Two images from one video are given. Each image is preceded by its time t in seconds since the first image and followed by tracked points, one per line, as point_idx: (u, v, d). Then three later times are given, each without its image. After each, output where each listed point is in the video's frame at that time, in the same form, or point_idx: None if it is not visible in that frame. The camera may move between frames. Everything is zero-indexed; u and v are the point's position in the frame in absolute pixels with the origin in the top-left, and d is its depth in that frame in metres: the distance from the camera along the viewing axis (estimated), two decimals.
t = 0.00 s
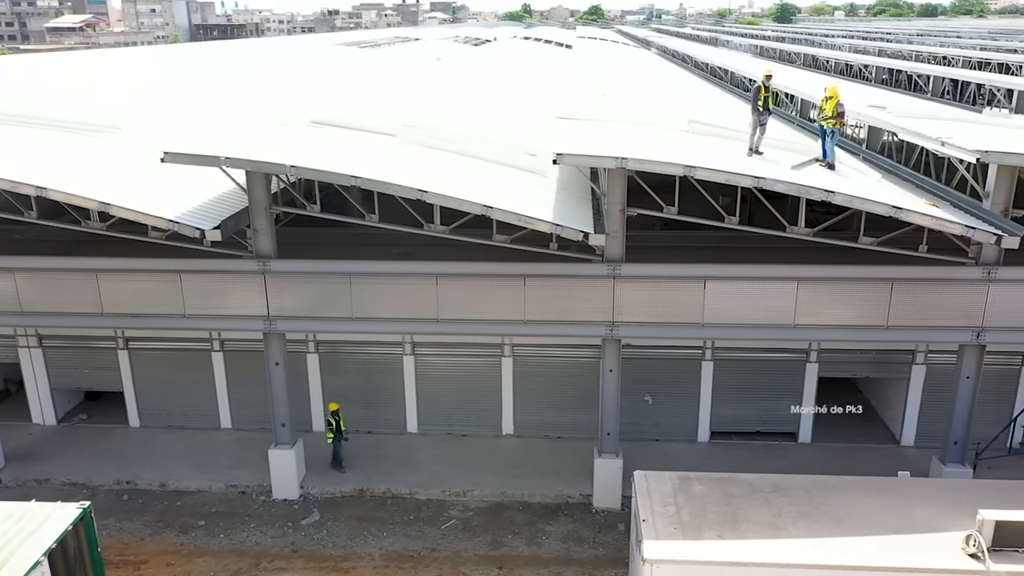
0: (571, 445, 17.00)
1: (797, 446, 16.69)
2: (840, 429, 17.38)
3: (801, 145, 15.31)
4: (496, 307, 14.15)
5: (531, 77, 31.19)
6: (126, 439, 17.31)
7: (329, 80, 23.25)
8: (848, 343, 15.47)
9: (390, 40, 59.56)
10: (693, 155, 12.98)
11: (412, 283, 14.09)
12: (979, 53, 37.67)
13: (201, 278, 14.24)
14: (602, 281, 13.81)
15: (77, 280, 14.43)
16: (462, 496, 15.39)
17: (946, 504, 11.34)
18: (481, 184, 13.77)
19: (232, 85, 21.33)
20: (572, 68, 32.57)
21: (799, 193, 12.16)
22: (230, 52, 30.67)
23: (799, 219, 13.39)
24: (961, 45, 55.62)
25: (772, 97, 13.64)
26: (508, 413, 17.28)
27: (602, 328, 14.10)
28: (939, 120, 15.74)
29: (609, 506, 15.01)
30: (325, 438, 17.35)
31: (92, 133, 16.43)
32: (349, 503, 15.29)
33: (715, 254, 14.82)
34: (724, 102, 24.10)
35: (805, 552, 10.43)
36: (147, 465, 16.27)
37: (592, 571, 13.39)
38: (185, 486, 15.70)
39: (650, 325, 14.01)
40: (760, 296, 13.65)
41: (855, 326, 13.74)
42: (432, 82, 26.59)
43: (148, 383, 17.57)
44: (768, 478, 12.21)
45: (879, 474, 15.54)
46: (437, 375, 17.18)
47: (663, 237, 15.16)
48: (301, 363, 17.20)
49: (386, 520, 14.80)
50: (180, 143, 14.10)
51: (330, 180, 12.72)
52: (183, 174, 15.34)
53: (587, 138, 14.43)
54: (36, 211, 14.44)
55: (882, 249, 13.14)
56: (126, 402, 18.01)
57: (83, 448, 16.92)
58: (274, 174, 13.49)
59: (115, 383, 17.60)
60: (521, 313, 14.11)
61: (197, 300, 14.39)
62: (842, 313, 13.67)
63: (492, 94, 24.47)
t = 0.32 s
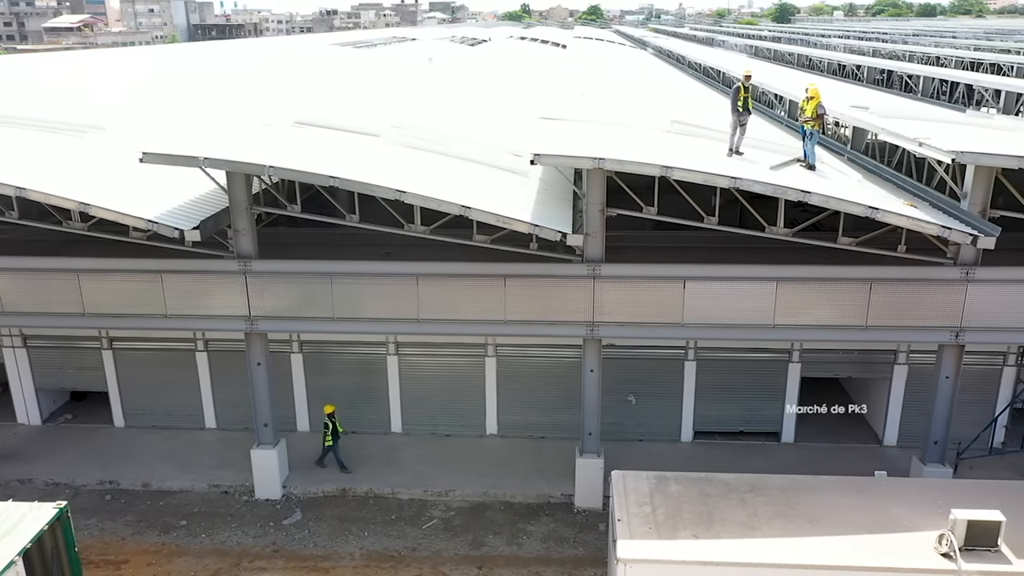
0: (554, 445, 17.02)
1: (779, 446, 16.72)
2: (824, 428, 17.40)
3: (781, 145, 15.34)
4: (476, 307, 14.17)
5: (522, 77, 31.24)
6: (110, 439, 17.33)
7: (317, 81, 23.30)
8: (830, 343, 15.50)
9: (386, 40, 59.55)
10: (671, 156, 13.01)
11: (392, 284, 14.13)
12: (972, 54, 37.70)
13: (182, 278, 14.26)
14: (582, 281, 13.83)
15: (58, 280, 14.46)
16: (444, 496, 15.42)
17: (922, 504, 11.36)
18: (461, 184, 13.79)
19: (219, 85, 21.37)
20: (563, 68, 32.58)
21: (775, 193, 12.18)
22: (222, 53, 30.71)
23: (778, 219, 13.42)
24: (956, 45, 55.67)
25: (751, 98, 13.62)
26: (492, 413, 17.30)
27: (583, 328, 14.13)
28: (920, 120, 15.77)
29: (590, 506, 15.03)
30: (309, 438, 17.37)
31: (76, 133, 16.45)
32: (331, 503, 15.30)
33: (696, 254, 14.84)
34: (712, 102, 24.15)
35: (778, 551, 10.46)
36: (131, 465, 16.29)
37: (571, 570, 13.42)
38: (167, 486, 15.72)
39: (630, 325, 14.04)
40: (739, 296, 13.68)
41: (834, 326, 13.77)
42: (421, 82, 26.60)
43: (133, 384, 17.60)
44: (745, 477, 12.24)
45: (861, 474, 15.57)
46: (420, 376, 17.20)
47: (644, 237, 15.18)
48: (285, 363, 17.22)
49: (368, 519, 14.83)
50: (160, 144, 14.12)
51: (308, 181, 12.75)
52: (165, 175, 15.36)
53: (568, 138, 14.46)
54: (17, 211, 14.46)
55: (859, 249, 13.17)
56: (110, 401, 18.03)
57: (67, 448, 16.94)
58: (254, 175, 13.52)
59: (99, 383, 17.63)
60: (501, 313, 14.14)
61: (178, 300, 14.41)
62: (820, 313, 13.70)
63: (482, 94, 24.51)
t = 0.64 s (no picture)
0: (538, 445, 17.05)
1: (762, 446, 16.75)
2: (807, 428, 17.43)
3: (763, 145, 15.37)
4: (456, 306, 14.20)
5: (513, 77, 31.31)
6: (94, 438, 17.35)
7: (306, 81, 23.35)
8: (812, 343, 15.53)
9: (387, 39, 59.39)
10: (649, 156, 13.04)
11: (372, 284, 14.16)
12: (964, 54, 37.77)
13: (163, 278, 14.29)
14: (562, 281, 13.86)
15: (39, 280, 14.48)
16: (426, 495, 15.44)
17: (896, 504, 11.39)
18: (441, 184, 13.82)
19: (206, 85, 21.41)
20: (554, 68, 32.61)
21: (752, 193, 12.22)
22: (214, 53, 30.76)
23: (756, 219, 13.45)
24: (950, 45, 55.74)
25: (730, 99, 13.65)
26: (476, 413, 17.33)
27: (563, 328, 14.16)
28: (900, 121, 15.81)
29: (571, 506, 15.07)
30: (293, 438, 17.39)
31: (59, 134, 16.48)
32: (312, 503, 15.32)
33: (677, 255, 14.86)
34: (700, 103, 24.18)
35: (750, 550, 10.49)
36: (114, 465, 16.31)
37: (550, 569, 13.45)
38: (150, 486, 15.74)
39: (610, 325, 14.07)
40: (718, 296, 13.71)
41: (812, 326, 13.80)
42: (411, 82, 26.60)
43: (117, 383, 17.62)
44: (721, 476, 12.27)
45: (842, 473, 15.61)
46: (404, 375, 17.23)
47: (625, 237, 15.21)
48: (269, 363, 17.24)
49: (349, 519, 14.85)
50: (141, 144, 14.14)
51: (287, 181, 12.78)
52: (147, 174, 15.38)
53: (548, 138, 14.48)
54: None
55: (837, 249, 13.19)
56: (95, 401, 18.04)
57: (51, 447, 16.96)
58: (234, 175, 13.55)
59: (84, 383, 17.65)
60: (481, 313, 14.17)
61: (159, 300, 14.44)
62: (799, 313, 13.72)
63: (470, 94, 24.56)
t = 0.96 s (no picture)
0: (521, 445, 17.07)
1: (744, 445, 16.79)
2: (791, 427, 17.45)
3: (744, 145, 15.40)
4: (436, 306, 14.22)
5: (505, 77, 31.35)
6: (78, 438, 17.36)
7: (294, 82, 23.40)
8: (793, 343, 15.56)
9: (382, 40, 59.41)
10: (628, 156, 13.06)
11: (352, 283, 14.19)
12: (956, 54, 37.84)
13: (144, 278, 14.32)
14: (541, 281, 13.89)
15: (20, 280, 14.50)
16: (408, 494, 15.47)
17: (871, 503, 11.42)
18: (420, 184, 13.84)
19: (194, 86, 21.44)
20: (545, 68, 32.62)
21: (728, 193, 12.24)
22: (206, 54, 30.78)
23: (736, 219, 13.47)
24: (945, 45, 55.83)
25: (710, 99, 13.67)
26: (459, 412, 17.35)
27: (543, 328, 14.19)
28: (882, 121, 15.84)
29: (552, 505, 15.10)
30: (276, 437, 17.41)
31: (42, 134, 16.52)
32: (294, 502, 15.35)
33: (658, 255, 14.90)
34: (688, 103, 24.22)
35: (723, 548, 10.53)
36: (97, 464, 16.32)
37: (529, 568, 13.49)
38: (133, 485, 15.77)
39: (590, 324, 14.10)
40: (697, 296, 13.73)
41: (791, 325, 13.83)
42: (400, 82, 26.62)
43: (101, 383, 17.65)
44: (698, 475, 12.30)
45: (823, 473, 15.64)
46: (388, 375, 17.25)
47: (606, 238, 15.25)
48: (253, 363, 17.27)
49: (330, 518, 14.88)
50: (121, 144, 14.15)
51: (265, 181, 12.81)
52: (129, 174, 15.39)
53: (529, 138, 14.50)
54: None
55: (816, 249, 13.21)
56: (80, 401, 18.06)
57: (35, 447, 16.98)
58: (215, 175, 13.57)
59: (68, 382, 17.67)
60: (461, 312, 14.20)
61: (140, 299, 14.46)
62: (778, 313, 13.75)
63: (459, 93, 24.60)
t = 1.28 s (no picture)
0: (506, 444, 17.10)
1: (728, 444, 16.81)
2: (775, 426, 17.48)
3: (726, 145, 15.42)
4: (418, 306, 14.24)
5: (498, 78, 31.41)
6: (63, 438, 17.38)
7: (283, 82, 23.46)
8: (775, 343, 15.59)
9: (378, 40, 59.36)
10: (607, 156, 13.08)
11: (333, 283, 14.21)
12: (949, 54, 37.90)
13: (126, 278, 14.34)
14: (522, 280, 13.92)
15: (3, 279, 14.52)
16: (391, 493, 15.50)
17: (847, 501, 11.45)
18: (401, 184, 13.86)
19: (182, 86, 21.49)
20: (538, 69, 32.61)
21: (707, 193, 12.25)
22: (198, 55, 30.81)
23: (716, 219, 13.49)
24: (940, 45, 55.87)
25: (690, 98, 13.64)
26: (444, 412, 17.38)
27: (524, 327, 14.22)
28: (864, 121, 15.87)
29: (535, 504, 15.13)
30: (261, 437, 17.44)
31: (26, 133, 16.57)
32: (277, 501, 15.38)
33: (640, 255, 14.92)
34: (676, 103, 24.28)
35: (698, 547, 10.56)
36: (81, 464, 16.34)
37: (509, 567, 13.51)
38: (116, 484, 15.79)
39: (571, 324, 14.13)
40: (677, 295, 13.75)
41: (771, 325, 13.85)
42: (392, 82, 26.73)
43: (86, 383, 17.67)
44: (676, 475, 12.33)
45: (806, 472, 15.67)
46: (373, 374, 17.27)
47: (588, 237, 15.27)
48: (238, 362, 17.30)
49: (313, 517, 14.91)
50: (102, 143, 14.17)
51: (245, 181, 12.83)
52: (112, 174, 15.41)
53: (511, 138, 14.51)
54: None
55: (795, 249, 13.23)
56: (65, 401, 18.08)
57: (19, 446, 17.00)
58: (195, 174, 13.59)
59: (53, 382, 17.70)
60: (443, 312, 14.22)
61: (123, 299, 14.49)
62: (758, 312, 13.76)
63: (449, 93, 24.65)
